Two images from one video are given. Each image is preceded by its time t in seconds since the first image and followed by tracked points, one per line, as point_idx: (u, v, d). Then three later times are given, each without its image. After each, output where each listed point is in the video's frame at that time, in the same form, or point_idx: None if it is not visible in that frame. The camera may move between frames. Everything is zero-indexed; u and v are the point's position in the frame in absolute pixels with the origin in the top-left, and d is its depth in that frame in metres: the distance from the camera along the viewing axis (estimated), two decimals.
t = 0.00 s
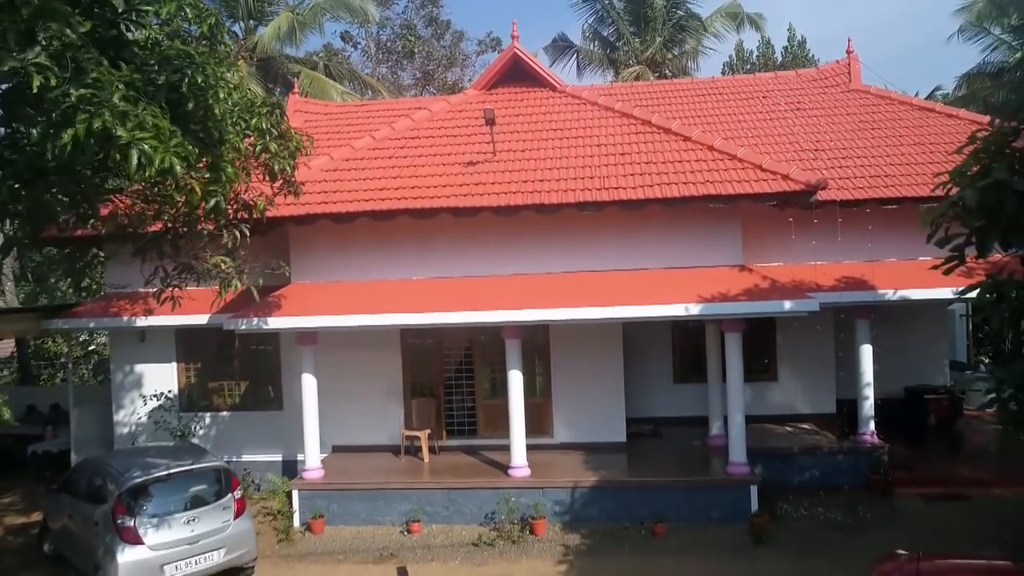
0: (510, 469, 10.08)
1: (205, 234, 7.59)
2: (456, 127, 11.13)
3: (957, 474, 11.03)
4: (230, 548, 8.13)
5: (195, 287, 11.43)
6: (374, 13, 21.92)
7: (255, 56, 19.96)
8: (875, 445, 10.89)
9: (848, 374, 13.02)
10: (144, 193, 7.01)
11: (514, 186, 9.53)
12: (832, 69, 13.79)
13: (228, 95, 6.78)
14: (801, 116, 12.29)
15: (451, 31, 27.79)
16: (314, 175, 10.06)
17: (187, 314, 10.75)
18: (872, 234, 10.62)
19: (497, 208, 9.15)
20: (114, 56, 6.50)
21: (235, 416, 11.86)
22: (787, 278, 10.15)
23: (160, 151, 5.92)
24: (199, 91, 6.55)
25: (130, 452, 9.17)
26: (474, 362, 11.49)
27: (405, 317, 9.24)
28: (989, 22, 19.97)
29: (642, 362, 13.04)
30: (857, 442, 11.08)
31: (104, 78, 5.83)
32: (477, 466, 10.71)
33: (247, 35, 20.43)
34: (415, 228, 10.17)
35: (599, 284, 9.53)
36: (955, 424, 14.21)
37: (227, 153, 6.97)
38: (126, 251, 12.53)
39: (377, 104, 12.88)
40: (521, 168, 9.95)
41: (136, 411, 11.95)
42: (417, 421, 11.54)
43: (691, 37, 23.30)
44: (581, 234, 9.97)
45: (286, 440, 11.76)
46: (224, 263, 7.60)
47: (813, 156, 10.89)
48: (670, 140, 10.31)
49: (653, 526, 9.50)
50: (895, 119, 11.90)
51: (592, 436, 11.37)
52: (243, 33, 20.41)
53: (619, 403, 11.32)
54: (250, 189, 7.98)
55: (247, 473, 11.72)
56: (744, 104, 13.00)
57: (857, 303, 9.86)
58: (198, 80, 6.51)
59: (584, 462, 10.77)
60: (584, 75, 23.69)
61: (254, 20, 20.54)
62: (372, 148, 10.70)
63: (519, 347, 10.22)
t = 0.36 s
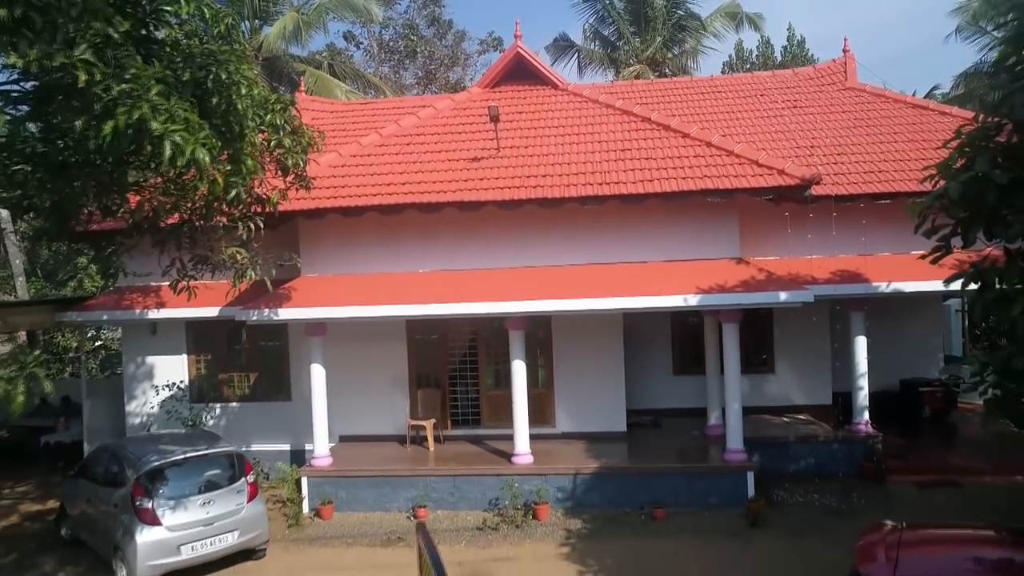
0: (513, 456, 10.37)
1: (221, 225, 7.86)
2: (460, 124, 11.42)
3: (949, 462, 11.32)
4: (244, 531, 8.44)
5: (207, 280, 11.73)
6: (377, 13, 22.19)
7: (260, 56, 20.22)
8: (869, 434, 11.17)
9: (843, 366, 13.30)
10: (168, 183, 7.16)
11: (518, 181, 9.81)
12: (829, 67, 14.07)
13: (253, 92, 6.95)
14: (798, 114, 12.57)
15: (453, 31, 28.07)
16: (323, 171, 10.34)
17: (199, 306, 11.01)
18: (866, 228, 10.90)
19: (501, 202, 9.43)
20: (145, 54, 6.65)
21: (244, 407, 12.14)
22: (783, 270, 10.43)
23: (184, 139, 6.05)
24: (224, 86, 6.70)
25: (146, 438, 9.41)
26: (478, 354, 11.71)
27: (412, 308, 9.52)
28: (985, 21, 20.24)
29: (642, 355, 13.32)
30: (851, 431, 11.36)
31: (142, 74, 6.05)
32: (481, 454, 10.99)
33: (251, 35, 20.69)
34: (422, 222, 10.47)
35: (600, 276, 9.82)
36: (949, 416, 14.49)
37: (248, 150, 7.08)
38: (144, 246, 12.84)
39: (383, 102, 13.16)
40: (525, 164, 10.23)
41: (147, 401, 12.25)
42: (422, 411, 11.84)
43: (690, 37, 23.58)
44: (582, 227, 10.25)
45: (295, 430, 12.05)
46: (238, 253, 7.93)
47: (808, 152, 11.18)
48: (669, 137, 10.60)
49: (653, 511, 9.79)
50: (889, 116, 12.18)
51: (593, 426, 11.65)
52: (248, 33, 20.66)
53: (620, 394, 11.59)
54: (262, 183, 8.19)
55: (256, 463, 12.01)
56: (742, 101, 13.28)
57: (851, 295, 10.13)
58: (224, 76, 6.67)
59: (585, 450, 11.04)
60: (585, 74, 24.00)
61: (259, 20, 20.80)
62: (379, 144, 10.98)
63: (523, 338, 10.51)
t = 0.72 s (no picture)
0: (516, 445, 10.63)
1: (235, 219, 8.11)
2: (464, 121, 11.68)
3: (942, 452, 11.58)
4: (255, 514, 8.71)
5: (216, 273, 12.00)
6: (381, 13, 22.45)
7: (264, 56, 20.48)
8: (864, 424, 11.43)
9: (839, 359, 13.56)
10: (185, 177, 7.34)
11: (522, 177, 10.07)
12: (825, 66, 14.33)
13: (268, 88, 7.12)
14: (794, 111, 12.83)
15: (455, 31, 28.33)
16: (332, 167, 10.60)
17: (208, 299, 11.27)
18: (860, 223, 11.17)
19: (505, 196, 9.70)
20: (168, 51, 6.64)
21: (253, 398, 12.39)
22: (780, 263, 10.70)
23: (213, 133, 6.14)
24: (243, 81, 6.82)
25: (157, 427, 9.64)
26: (481, 345, 11.98)
27: (418, 300, 9.79)
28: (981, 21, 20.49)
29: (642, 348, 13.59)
30: (846, 421, 11.62)
31: (174, 69, 6.09)
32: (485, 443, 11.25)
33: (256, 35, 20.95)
34: (427, 216, 10.73)
35: (600, 269, 10.09)
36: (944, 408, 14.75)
37: (263, 147, 7.28)
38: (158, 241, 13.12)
39: (388, 101, 13.41)
40: (527, 160, 10.49)
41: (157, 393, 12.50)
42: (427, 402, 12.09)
43: (690, 37, 23.85)
44: (583, 222, 10.53)
45: (302, 420, 12.31)
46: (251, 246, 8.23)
47: (804, 148, 11.44)
48: (668, 134, 10.86)
49: (652, 497, 10.05)
50: (884, 113, 12.44)
51: (594, 417, 11.91)
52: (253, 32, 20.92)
53: (620, 384, 11.85)
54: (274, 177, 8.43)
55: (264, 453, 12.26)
56: (741, 100, 13.54)
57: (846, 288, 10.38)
58: (243, 73, 6.80)
59: (586, 440, 11.31)
60: (586, 73, 24.30)
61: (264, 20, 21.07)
62: (385, 141, 11.24)
63: (525, 329, 10.77)
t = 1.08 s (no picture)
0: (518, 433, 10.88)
1: (248, 210, 8.34)
2: (468, 118, 11.93)
3: (936, 441, 11.82)
4: (266, 498, 8.96)
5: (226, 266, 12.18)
6: (384, 12, 22.69)
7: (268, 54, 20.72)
8: (859, 414, 11.68)
9: (836, 352, 13.81)
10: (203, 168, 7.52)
11: (525, 171, 10.32)
12: (822, 63, 14.58)
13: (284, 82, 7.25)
14: (792, 108, 13.08)
15: (456, 30, 28.55)
16: (339, 161, 10.85)
17: (217, 292, 11.51)
18: (855, 216, 11.41)
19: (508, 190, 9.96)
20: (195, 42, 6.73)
21: (260, 389, 12.64)
22: (777, 255, 10.96)
23: (234, 122, 6.25)
24: (262, 75, 6.95)
25: (169, 414, 9.88)
26: (484, 336, 12.23)
27: (423, 291, 10.05)
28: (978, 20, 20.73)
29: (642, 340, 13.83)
30: (842, 411, 11.87)
31: (200, 61, 6.19)
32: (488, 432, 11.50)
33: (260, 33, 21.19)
34: (431, 210, 11.00)
35: (600, 261, 10.35)
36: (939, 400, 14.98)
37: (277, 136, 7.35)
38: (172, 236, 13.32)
39: (392, 98, 13.65)
40: (530, 154, 10.74)
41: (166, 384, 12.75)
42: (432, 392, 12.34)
43: (690, 36, 24.09)
44: (584, 214, 10.78)
45: (308, 411, 12.56)
46: (264, 237, 8.56)
47: (800, 144, 11.69)
48: (667, 129, 11.11)
49: (652, 484, 10.30)
50: (879, 110, 12.69)
51: (594, 407, 12.17)
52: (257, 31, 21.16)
53: (621, 374, 12.10)
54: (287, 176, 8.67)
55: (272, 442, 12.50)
56: (739, 97, 13.79)
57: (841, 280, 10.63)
58: (260, 66, 6.91)
59: (587, 429, 11.56)
60: (587, 72, 24.58)
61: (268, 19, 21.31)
62: (391, 136, 11.49)
63: (527, 320, 11.04)
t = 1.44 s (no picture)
0: (521, 422, 11.12)
1: (259, 201, 8.57)
2: (471, 114, 12.17)
3: (931, 431, 12.04)
4: (276, 483, 9.20)
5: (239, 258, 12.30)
6: (387, 11, 22.93)
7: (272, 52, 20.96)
8: (855, 404, 11.91)
9: (833, 345, 14.05)
10: (218, 161, 7.74)
11: (528, 166, 10.55)
12: (820, 61, 14.81)
13: (299, 79, 7.46)
14: (789, 105, 13.32)
15: (458, 29, 28.75)
16: (345, 156, 11.08)
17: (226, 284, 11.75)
18: (851, 210, 11.65)
19: (511, 184, 10.19)
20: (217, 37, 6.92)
21: (268, 380, 12.89)
22: (775, 248, 11.19)
23: (257, 113, 6.40)
24: (277, 69, 7.16)
25: (180, 402, 10.12)
26: (488, 328, 12.47)
27: (428, 282, 10.29)
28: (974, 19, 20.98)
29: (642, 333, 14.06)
30: (838, 402, 12.10)
31: (223, 54, 6.39)
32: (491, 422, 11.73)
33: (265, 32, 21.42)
34: (436, 204, 11.24)
35: (602, 253, 10.59)
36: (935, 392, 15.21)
37: (290, 129, 7.55)
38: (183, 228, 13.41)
39: (397, 95, 13.88)
40: (533, 149, 10.97)
41: (175, 376, 12.99)
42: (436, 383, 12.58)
43: (689, 34, 24.31)
44: (586, 208, 11.03)
45: (315, 402, 12.80)
46: (274, 227, 8.80)
47: (797, 139, 11.93)
48: (667, 125, 11.35)
49: (652, 471, 10.54)
50: (875, 106, 12.92)
51: (595, 398, 12.40)
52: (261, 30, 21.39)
53: (621, 365, 12.34)
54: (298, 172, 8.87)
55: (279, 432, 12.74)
56: (738, 94, 14.02)
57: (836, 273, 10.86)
58: (276, 61, 7.14)
59: (588, 419, 11.80)
60: (588, 70, 24.83)
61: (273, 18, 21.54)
62: (396, 132, 11.72)
63: (530, 311, 11.28)
